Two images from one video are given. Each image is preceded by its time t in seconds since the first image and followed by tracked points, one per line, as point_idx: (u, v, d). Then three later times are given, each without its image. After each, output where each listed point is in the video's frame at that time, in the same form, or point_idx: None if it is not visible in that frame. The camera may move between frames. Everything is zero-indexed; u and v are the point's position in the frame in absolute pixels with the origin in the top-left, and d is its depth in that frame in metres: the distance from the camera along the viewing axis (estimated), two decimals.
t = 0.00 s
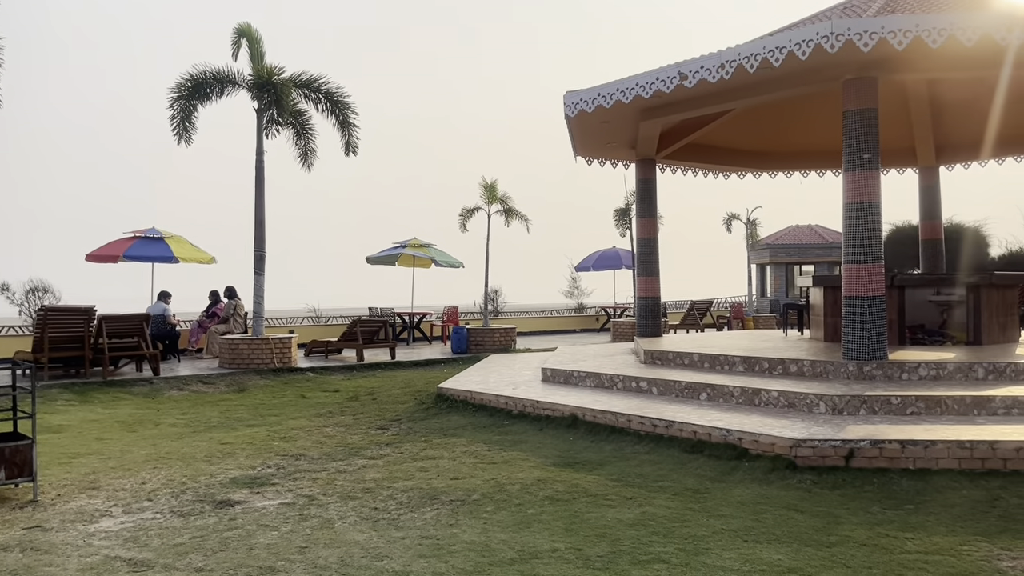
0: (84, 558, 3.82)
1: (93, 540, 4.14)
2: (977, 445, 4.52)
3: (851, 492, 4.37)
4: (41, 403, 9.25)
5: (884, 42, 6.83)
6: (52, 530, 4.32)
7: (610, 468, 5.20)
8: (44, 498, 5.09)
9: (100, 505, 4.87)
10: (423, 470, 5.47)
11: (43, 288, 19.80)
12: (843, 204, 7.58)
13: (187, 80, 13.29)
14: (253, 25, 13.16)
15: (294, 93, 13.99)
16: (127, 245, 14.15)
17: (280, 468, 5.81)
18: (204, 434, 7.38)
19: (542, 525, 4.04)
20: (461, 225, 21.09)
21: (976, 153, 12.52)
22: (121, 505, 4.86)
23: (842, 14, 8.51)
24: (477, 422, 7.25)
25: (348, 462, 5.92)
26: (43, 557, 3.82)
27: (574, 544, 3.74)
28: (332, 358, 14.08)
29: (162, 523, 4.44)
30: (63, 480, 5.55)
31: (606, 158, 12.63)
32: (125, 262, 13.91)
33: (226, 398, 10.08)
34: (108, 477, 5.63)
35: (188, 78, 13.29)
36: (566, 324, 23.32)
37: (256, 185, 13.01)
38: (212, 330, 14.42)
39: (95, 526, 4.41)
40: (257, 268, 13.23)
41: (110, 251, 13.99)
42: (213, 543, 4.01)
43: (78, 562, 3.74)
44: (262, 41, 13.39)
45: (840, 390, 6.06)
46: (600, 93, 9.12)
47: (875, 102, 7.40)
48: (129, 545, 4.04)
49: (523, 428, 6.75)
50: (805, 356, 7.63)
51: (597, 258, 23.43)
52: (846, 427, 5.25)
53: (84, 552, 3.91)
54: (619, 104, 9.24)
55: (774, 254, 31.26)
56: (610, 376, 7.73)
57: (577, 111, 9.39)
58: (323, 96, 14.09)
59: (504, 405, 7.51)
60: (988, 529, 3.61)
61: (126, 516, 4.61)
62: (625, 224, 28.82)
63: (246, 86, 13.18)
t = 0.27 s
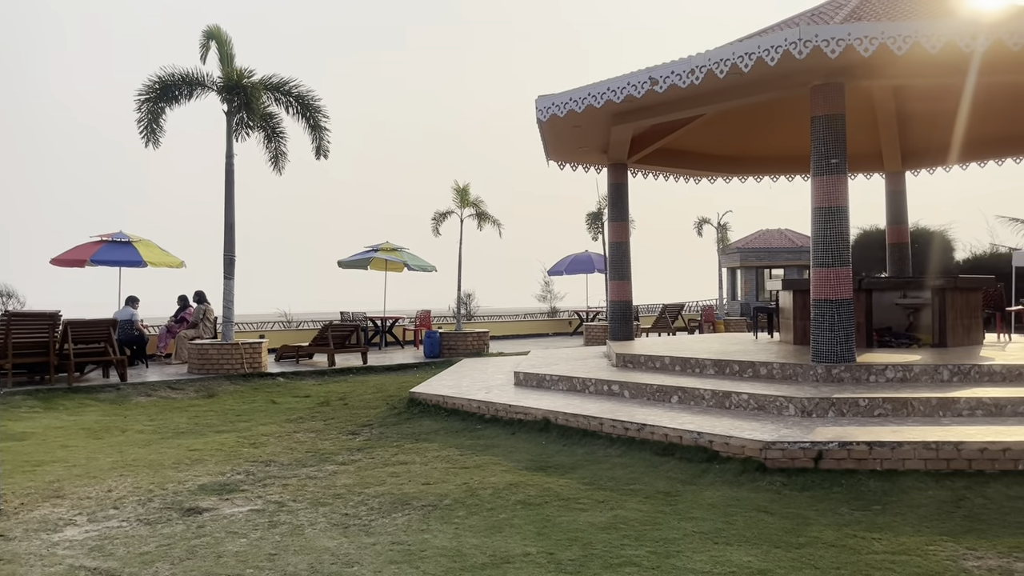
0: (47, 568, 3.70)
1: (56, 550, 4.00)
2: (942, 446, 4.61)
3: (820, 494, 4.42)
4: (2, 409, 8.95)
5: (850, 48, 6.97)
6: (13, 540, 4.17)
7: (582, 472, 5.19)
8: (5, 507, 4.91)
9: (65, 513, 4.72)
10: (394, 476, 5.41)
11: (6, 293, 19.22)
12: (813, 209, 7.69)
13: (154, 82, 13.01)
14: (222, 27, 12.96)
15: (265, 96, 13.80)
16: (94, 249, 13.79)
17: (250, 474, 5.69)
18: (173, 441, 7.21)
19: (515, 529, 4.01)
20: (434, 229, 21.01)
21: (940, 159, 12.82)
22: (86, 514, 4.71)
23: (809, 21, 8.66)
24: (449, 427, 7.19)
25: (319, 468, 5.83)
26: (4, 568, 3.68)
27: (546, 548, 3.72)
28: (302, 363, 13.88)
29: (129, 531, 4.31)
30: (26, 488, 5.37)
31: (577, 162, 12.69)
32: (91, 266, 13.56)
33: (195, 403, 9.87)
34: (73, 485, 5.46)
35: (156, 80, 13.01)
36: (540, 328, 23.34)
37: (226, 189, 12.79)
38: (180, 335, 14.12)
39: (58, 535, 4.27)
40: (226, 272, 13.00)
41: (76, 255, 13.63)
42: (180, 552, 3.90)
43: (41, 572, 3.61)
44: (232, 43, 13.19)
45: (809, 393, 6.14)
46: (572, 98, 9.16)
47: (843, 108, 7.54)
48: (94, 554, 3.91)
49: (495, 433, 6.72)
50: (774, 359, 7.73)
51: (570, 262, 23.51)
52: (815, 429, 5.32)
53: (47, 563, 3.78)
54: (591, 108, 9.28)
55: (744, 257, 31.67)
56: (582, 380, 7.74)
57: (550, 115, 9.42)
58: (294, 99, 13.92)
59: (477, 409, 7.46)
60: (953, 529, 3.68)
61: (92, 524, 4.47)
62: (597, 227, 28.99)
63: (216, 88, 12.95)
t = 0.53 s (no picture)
0: None
1: (21, 560, 3.88)
2: (911, 447, 4.69)
3: (792, 496, 4.47)
4: None
5: (820, 55, 7.09)
6: None
7: (556, 476, 5.18)
8: None
9: (30, 523, 4.59)
10: (368, 482, 5.35)
11: None
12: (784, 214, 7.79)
13: (123, 85, 12.77)
14: (194, 30, 12.77)
15: (237, 100, 13.62)
16: (63, 254, 13.47)
17: (221, 481, 5.58)
18: (143, 448, 7.05)
19: (489, 534, 3.99)
20: (408, 233, 20.91)
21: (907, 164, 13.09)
22: (52, 523, 4.58)
23: (779, 28, 8.79)
24: (424, 432, 7.14)
25: (291, 474, 5.74)
26: None
27: (521, 553, 3.70)
28: (275, 369, 13.69)
29: (96, 540, 4.20)
30: None
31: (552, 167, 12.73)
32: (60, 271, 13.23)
33: (166, 410, 9.67)
34: (39, 494, 5.30)
35: (125, 83, 12.77)
36: (515, 332, 23.33)
37: (198, 193, 12.59)
38: (150, 341, 13.83)
39: (23, 545, 4.15)
40: (196, 276, 12.78)
41: (44, 260, 13.30)
42: (150, 561, 3.81)
43: None
44: (203, 46, 13.01)
45: (781, 396, 6.21)
46: (546, 103, 9.19)
47: (813, 114, 7.66)
48: (60, 564, 3.80)
49: (470, 437, 6.68)
50: (747, 362, 7.81)
51: (544, 266, 23.55)
52: (787, 431, 5.38)
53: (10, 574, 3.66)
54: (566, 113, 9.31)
55: (716, 261, 31.99)
56: (557, 385, 7.74)
57: (524, 120, 9.45)
58: (266, 103, 13.76)
59: (451, 414, 7.42)
60: (921, 530, 3.73)
61: (58, 534, 4.35)
62: (572, 232, 29.10)
63: (187, 92, 12.74)
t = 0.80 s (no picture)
0: None
1: None
2: (883, 450, 4.74)
3: (767, 499, 4.49)
4: None
5: (793, 61, 7.14)
6: None
7: (533, 481, 5.18)
8: None
9: None
10: (343, 488, 5.31)
11: None
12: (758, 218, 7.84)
13: (95, 88, 12.64)
14: (166, 34, 12.68)
15: (210, 104, 13.53)
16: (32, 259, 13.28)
17: (194, 489, 5.52)
18: (114, 456, 6.95)
19: (465, 540, 3.97)
20: (383, 238, 20.86)
21: (880, 169, 13.25)
22: (19, 534, 4.49)
23: (752, 34, 8.85)
24: (400, 438, 7.11)
25: (266, 481, 5.69)
26: None
27: (497, 559, 3.68)
28: (249, 375, 13.57)
29: (65, 550, 4.13)
30: None
31: (529, 171, 12.73)
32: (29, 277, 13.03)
33: (138, 417, 9.54)
34: (6, 505, 5.19)
35: (96, 86, 12.64)
36: (492, 337, 23.33)
37: (170, 198, 12.48)
38: (122, 347, 13.66)
39: None
40: (170, 282, 12.66)
41: (13, 266, 13.10)
42: (120, 571, 3.75)
43: None
44: (176, 49, 12.92)
45: (755, 399, 6.24)
46: (522, 108, 9.19)
47: (785, 120, 7.71)
48: None
49: (446, 443, 6.66)
50: (722, 366, 7.86)
51: (521, 270, 23.59)
52: (762, 435, 5.41)
53: None
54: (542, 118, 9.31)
55: (692, 266, 32.19)
56: (534, 389, 7.75)
57: (500, 124, 9.44)
58: (240, 107, 13.69)
59: (428, 419, 7.40)
60: (894, 532, 3.77)
61: (27, 544, 4.27)
62: (548, 237, 29.20)
63: (159, 95, 12.64)
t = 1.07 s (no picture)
0: None
1: None
2: (858, 452, 4.78)
3: (742, 502, 4.51)
4: None
5: (767, 67, 7.20)
6: None
7: (510, 486, 5.16)
8: None
9: None
10: (319, 495, 5.27)
11: None
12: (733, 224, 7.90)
13: (66, 92, 12.50)
14: (139, 37, 12.58)
15: (185, 108, 13.44)
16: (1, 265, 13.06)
17: (168, 497, 5.45)
18: (84, 464, 6.83)
19: (441, 547, 3.94)
20: (360, 243, 20.79)
21: (853, 174, 13.42)
22: None
23: (727, 40, 8.92)
24: (376, 444, 7.07)
25: (241, 489, 5.63)
26: None
27: (474, 565, 3.67)
28: (225, 381, 13.44)
29: (33, 561, 4.05)
30: None
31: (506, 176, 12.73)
32: None
33: (109, 425, 9.40)
34: None
35: (67, 90, 12.50)
36: (470, 342, 23.33)
37: (144, 203, 12.36)
38: (94, 354, 13.47)
39: None
40: (144, 288, 12.52)
41: None
42: None
43: None
44: (149, 53, 12.82)
45: (731, 403, 6.27)
46: (499, 113, 9.19)
47: (760, 126, 7.78)
48: None
49: (423, 449, 6.63)
50: (698, 370, 7.89)
51: (499, 275, 23.59)
52: (737, 438, 5.43)
53: None
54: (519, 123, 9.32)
55: (668, 270, 32.54)
56: (511, 394, 7.74)
57: (477, 129, 9.43)
58: (215, 111, 13.60)
59: (405, 426, 7.37)
60: (868, 534, 3.80)
61: None
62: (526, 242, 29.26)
63: (132, 99, 12.53)
